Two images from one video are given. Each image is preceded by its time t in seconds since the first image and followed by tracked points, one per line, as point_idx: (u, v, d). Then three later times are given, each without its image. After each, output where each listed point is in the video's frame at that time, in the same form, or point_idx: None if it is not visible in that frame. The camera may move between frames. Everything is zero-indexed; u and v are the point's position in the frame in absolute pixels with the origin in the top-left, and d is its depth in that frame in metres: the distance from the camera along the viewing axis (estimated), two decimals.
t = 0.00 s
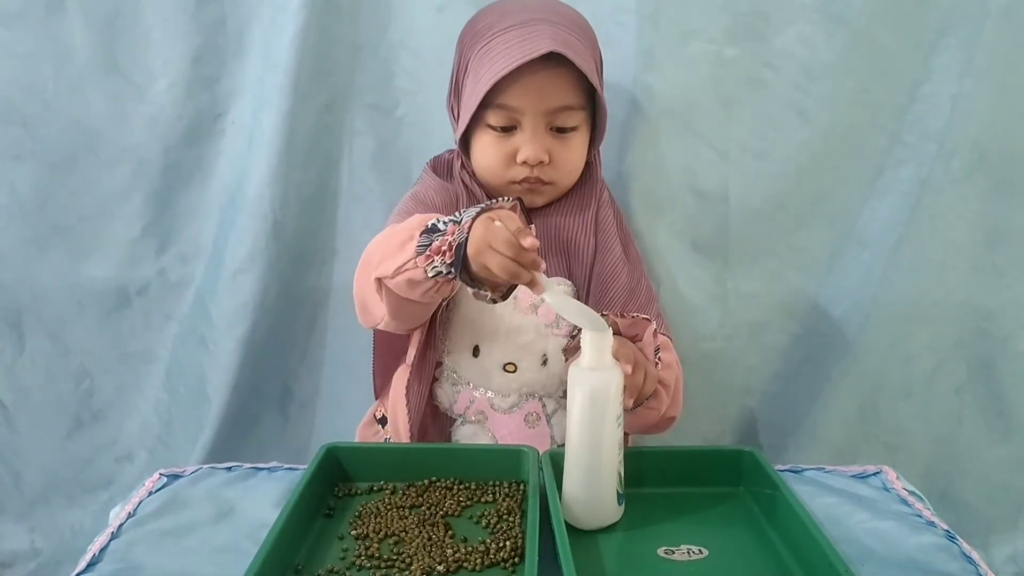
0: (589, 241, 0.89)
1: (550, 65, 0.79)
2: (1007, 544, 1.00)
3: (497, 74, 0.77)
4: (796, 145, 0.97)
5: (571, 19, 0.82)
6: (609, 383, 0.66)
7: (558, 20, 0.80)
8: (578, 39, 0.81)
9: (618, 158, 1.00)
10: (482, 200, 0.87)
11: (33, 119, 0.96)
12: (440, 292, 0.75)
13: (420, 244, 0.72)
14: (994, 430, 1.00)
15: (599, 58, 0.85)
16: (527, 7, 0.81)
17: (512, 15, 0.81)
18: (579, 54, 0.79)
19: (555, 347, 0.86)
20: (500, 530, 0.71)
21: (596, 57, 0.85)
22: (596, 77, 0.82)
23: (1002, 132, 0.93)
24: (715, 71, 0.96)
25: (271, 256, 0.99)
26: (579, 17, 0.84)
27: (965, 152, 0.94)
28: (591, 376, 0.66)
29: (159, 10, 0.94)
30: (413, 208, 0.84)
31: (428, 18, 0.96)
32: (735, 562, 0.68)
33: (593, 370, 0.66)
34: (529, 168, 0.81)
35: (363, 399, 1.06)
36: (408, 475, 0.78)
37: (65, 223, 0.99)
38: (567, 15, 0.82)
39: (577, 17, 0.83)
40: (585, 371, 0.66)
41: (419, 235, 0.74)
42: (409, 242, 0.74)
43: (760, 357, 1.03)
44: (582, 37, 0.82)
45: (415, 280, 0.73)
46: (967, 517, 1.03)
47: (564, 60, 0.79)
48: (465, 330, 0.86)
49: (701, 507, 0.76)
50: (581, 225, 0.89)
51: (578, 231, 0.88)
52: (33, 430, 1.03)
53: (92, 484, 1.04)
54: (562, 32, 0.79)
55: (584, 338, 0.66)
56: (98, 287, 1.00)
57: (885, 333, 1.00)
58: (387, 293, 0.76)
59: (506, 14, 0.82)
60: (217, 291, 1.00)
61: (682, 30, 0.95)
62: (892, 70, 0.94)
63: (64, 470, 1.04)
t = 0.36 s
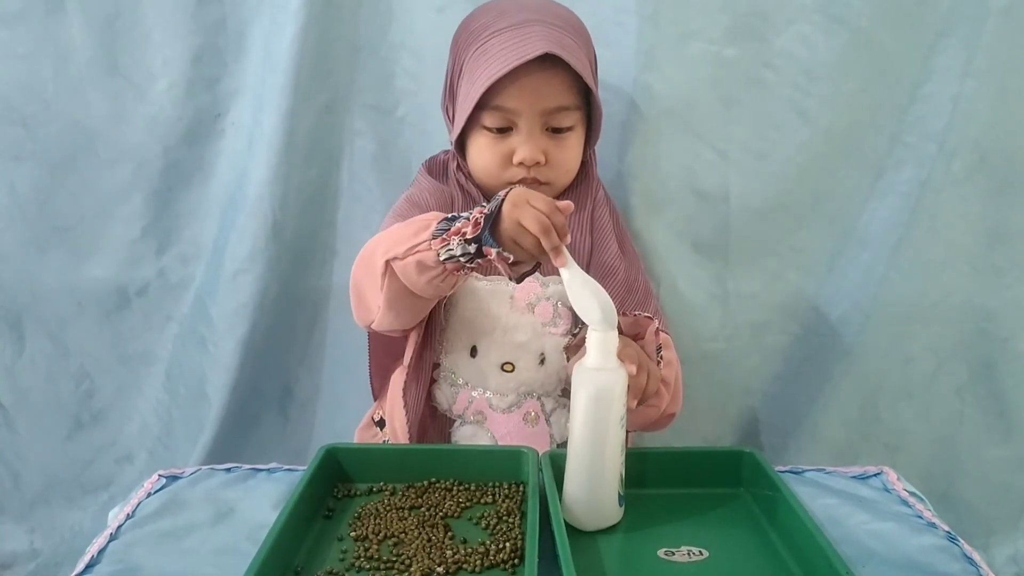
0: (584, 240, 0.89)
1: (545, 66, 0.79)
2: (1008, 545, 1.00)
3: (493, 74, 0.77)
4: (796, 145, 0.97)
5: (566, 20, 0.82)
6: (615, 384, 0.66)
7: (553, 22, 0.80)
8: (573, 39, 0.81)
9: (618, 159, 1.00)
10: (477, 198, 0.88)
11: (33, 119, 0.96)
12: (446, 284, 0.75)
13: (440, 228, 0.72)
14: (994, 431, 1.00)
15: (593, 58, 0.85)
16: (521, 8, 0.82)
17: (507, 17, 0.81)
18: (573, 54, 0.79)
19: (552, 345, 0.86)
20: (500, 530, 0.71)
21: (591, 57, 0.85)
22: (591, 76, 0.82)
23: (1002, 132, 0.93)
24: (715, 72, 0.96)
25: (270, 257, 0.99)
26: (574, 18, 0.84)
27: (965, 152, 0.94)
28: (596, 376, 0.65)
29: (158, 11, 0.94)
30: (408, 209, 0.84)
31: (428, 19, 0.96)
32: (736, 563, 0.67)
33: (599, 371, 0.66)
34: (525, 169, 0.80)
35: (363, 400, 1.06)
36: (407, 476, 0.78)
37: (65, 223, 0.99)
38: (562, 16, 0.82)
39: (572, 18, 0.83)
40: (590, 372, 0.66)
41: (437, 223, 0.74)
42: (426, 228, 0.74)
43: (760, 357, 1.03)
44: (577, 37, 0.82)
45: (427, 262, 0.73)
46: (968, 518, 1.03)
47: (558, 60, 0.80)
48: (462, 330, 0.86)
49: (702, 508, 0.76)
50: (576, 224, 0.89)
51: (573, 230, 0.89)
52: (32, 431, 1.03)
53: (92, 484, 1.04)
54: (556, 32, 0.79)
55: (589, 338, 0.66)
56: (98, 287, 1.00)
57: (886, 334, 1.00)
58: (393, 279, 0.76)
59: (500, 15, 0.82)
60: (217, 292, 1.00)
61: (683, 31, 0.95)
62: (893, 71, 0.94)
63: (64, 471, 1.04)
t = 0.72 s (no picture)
0: (572, 234, 0.87)
1: (513, 66, 0.79)
2: (1010, 546, 1.00)
3: (457, 79, 0.78)
4: (798, 147, 0.97)
5: (534, 16, 0.81)
6: (614, 385, 0.66)
7: (519, 19, 0.80)
8: (540, 35, 0.80)
9: (620, 160, 1.00)
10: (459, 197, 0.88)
11: (36, 122, 0.96)
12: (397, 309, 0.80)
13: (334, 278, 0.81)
14: (995, 431, 1.00)
15: (571, 52, 0.84)
16: (490, 9, 0.81)
17: (477, 20, 0.81)
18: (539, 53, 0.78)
19: (544, 342, 0.86)
20: (503, 531, 0.71)
21: (568, 50, 0.84)
22: (563, 72, 0.81)
23: (1003, 134, 0.93)
24: (716, 74, 0.96)
25: (272, 259, 0.99)
26: (548, 12, 0.83)
27: (967, 154, 0.94)
28: (595, 378, 0.65)
29: (160, 13, 0.94)
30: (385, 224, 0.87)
31: (430, 20, 0.96)
32: (740, 564, 0.68)
33: (597, 373, 0.66)
34: (501, 168, 0.81)
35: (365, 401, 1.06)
36: (410, 477, 0.78)
37: (67, 225, 0.99)
38: (533, 12, 0.81)
39: (543, 12, 0.82)
40: (590, 375, 0.66)
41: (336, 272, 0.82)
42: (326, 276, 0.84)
43: (761, 359, 1.03)
44: (547, 33, 0.81)
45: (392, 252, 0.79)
46: (970, 518, 1.03)
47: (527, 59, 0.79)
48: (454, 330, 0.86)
49: (704, 509, 0.76)
50: (564, 218, 0.87)
51: (561, 224, 0.87)
52: (35, 432, 1.03)
53: (95, 486, 1.04)
54: (521, 30, 0.79)
55: (586, 340, 0.66)
56: (100, 289, 1.00)
57: (888, 335, 1.00)
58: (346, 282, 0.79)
59: (471, 18, 0.82)
60: (219, 293, 1.00)
61: (685, 32, 0.95)
62: (894, 72, 0.94)
63: (67, 473, 1.04)
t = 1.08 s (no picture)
0: (586, 257, 0.88)
1: (522, 56, 0.79)
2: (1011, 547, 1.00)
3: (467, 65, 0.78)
4: (798, 147, 0.97)
5: (551, 14, 0.82)
6: (621, 381, 0.66)
7: (534, 14, 0.81)
8: (554, 29, 0.81)
9: (620, 162, 1.00)
10: (462, 219, 0.88)
11: (36, 123, 0.96)
12: (415, 438, 0.68)
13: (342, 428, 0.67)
14: (995, 432, 1.00)
15: (586, 55, 0.85)
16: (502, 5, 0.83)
17: (491, 12, 0.82)
18: (551, 41, 0.79)
19: (555, 371, 0.86)
20: (503, 533, 0.71)
21: (584, 53, 0.85)
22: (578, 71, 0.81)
23: (1003, 134, 0.94)
24: (717, 74, 0.96)
25: (272, 260, 0.99)
26: (565, 16, 0.84)
27: (967, 154, 0.94)
28: (603, 375, 0.66)
29: (161, 14, 0.94)
30: (392, 250, 0.86)
31: (430, 21, 0.96)
32: (741, 565, 0.68)
33: (603, 370, 0.66)
34: (506, 165, 0.81)
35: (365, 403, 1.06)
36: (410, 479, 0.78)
37: (68, 226, 0.99)
38: (548, 11, 0.82)
39: (560, 15, 0.83)
40: (596, 372, 0.66)
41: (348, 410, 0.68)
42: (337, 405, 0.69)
43: (762, 360, 1.03)
44: (563, 31, 0.82)
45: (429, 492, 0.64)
46: (971, 520, 1.02)
47: (538, 50, 0.80)
48: (462, 357, 0.85)
49: (704, 510, 0.76)
50: (577, 239, 0.88)
51: (575, 247, 0.88)
52: (35, 433, 1.03)
53: (94, 487, 1.04)
54: (536, 22, 0.80)
55: (590, 338, 0.66)
56: (101, 290, 1.00)
57: (888, 336, 1.00)
58: (376, 363, 0.75)
59: (482, 14, 0.83)
60: (219, 294, 1.00)
61: (685, 33, 0.95)
62: (894, 73, 0.94)
63: (66, 473, 1.03)
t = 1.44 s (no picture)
0: (588, 262, 0.88)
1: (527, 61, 0.79)
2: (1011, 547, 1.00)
3: (471, 70, 0.78)
4: (798, 148, 0.97)
5: (553, 18, 0.82)
6: (621, 383, 0.66)
7: (536, 18, 0.81)
8: (557, 32, 0.81)
9: (620, 162, 1.00)
10: (466, 223, 0.88)
11: (36, 123, 0.96)
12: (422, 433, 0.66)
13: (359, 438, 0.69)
14: (995, 433, 1.00)
15: (588, 58, 0.85)
16: (502, 9, 0.82)
17: (493, 16, 0.82)
18: (554, 45, 0.78)
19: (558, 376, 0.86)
20: (503, 533, 0.71)
21: (586, 56, 0.85)
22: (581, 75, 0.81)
23: (1003, 135, 0.94)
24: (717, 74, 0.96)
25: (272, 260, 0.99)
26: (566, 20, 0.84)
27: (966, 155, 0.94)
28: (603, 376, 0.66)
29: (161, 14, 0.94)
30: (399, 253, 0.86)
31: (430, 21, 0.96)
32: (741, 566, 0.68)
33: (604, 372, 0.66)
34: (510, 170, 0.80)
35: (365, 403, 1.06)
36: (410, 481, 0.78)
37: (67, 227, 0.99)
38: (551, 15, 0.82)
39: (562, 18, 0.83)
40: (597, 373, 0.66)
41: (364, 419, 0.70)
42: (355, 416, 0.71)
43: (762, 360, 1.03)
44: (566, 34, 0.82)
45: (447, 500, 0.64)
46: (971, 520, 1.02)
47: (541, 56, 0.80)
48: (465, 361, 0.86)
49: (704, 512, 0.76)
50: (579, 244, 0.88)
51: (577, 252, 0.88)
52: (35, 434, 1.03)
53: (94, 487, 1.04)
54: (541, 26, 0.79)
55: (590, 339, 0.66)
56: (100, 290, 1.00)
57: (888, 337, 1.00)
58: (392, 366, 0.76)
59: (483, 19, 0.83)
60: (219, 295, 1.00)
61: (685, 33, 0.95)
62: (894, 74, 0.94)
63: (66, 474, 1.03)
